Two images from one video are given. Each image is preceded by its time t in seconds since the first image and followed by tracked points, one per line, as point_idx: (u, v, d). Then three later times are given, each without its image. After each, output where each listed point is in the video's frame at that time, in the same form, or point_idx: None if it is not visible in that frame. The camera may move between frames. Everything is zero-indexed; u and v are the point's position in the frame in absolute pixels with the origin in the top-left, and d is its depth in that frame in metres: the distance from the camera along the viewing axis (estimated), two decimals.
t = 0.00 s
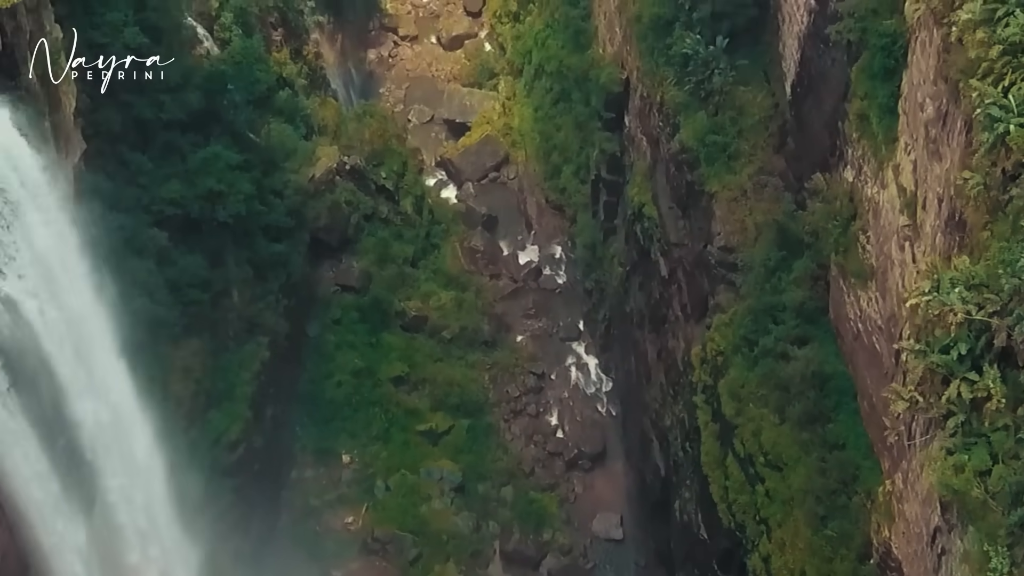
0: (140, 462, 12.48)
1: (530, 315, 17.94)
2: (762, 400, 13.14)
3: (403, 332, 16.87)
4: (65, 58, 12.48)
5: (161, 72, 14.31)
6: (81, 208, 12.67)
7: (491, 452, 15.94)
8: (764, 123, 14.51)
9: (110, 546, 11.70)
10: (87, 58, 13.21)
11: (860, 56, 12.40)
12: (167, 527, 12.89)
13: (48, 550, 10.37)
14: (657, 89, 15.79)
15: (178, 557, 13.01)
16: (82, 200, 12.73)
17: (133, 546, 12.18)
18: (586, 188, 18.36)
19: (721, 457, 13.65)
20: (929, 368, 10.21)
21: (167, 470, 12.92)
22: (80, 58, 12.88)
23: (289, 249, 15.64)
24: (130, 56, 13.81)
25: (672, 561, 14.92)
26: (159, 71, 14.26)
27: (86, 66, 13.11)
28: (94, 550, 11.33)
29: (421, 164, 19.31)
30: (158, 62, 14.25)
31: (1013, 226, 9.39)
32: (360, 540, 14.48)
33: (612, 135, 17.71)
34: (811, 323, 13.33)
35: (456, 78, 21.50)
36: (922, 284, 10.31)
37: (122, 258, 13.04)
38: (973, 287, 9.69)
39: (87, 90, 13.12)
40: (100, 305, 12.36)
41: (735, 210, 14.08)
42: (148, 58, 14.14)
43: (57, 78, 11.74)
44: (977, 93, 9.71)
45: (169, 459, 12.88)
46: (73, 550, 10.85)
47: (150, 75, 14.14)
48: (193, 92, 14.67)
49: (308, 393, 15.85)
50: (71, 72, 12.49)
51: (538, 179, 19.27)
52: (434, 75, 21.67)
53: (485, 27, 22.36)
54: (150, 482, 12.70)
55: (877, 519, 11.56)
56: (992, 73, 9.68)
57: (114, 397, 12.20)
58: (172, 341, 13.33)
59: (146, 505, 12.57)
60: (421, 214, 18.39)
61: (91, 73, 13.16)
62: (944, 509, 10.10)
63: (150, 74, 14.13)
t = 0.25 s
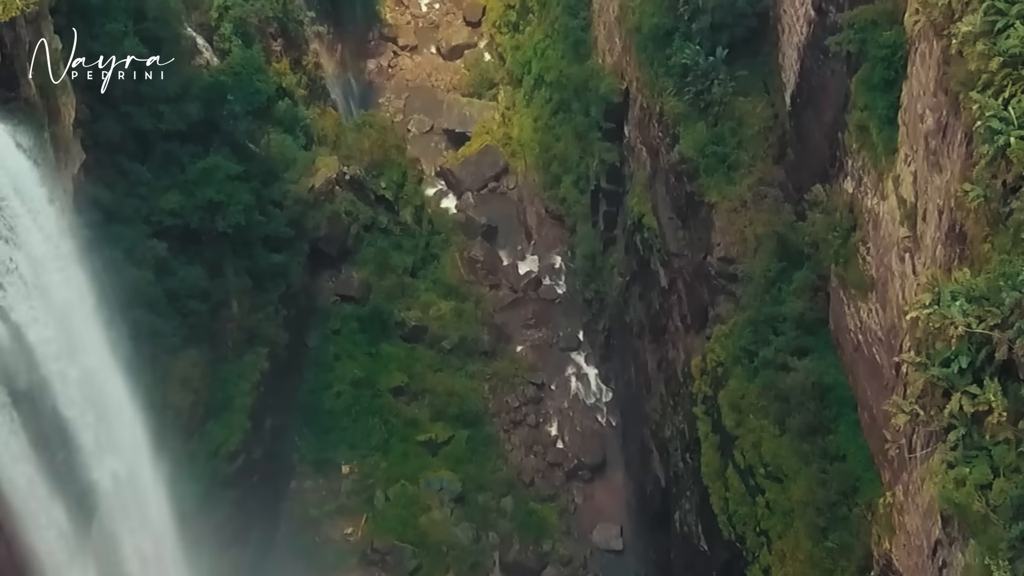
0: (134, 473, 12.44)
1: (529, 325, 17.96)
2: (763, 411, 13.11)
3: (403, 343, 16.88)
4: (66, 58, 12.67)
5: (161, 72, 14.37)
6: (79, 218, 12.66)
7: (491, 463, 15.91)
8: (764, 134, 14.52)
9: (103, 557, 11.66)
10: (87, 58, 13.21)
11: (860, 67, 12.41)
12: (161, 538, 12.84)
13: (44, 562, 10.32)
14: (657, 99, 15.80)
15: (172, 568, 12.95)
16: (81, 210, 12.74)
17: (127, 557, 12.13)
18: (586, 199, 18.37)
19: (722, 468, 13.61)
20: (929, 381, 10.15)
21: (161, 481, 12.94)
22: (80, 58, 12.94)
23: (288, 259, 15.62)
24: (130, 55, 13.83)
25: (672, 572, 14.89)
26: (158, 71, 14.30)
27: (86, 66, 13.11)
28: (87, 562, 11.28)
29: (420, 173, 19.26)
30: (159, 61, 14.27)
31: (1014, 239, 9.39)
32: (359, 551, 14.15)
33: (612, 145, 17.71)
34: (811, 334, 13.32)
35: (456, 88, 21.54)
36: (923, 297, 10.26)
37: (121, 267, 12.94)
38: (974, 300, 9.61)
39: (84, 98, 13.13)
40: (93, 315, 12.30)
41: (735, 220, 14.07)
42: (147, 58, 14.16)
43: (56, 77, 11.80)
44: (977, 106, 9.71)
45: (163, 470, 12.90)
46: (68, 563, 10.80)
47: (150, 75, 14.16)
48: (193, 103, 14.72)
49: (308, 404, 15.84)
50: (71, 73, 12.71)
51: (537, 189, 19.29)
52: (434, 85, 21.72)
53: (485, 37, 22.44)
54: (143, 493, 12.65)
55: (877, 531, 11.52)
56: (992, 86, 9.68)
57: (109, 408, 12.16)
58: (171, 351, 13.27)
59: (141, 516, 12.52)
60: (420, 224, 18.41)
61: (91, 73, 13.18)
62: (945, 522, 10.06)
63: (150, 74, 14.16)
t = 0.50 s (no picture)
0: (135, 485, 12.38)
1: (529, 335, 17.94)
2: (763, 422, 13.08)
3: (403, 353, 16.85)
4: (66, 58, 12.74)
5: (161, 72, 14.42)
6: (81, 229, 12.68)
7: (491, 474, 15.88)
8: (763, 144, 14.48)
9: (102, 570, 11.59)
10: (88, 58, 13.29)
11: (859, 78, 12.41)
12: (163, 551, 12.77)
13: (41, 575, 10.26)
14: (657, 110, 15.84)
15: None
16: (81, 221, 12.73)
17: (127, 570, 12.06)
18: (586, 209, 18.37)
19: (722, 479, 13.59)
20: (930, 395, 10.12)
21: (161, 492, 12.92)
22: (80, 58, 13.01)
23: (287, 269, 15.59)
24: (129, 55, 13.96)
25: None
26: (159, 71, 14.38)
27: (87, 66, 13.20)
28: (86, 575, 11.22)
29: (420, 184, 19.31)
30: (159, 61, 14.38)
31: (1014, 251, 9.35)
32: (358, 562, 14.15)
33: (612, 155, 17.71)
34: (811, 345, 13.30)
35: (455, 99, 21.55)
36: (923, 310, 10.24)
37: (122, 280, 13.01)
38: (974, 313, 9.60)
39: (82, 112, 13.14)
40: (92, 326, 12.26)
41: (734, 231, 14.07)
42: (147, 58, 14.30)
43: (56, 77, 11.89)
44: (977, 118, 9.70)
45: (162, 482, 12.87)
46: None
47: (150, 75, 14.25)
48: (192, 113, 14.70)
49: (307, 415, 15.79)
50: (71, 73, 12.79)
51: (537, 200, 19.28)
52: (434, 95, 21.72)
53: (484, 47, 22.47)
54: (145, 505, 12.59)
55: (878, 543, 11.47)
56: (992, 98, 9.66)
57: (109, 420, 12.11)
58: (171, 363, 13.29)
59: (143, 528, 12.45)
60: (420, 234, 18.39)
61: (91, 73, 13.25)
62: (947, 535, 10.01)
63: (150, 74, 14.24)
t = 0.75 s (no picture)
0: (130, 497, 12.33)
1: (528, 345, 17.94)
2: (763, 433, 13.09)
3: (403, 363, 16.83)
4: (65, 58, 12.80)
5: (161, 72, 14.44)
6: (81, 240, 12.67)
7: (490, 484, 15.86)
8: (763, 155, 14.46)
9: None
10: (88, 58, 13.33)
11: (859, 89, 12.42)
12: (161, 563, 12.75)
13: None
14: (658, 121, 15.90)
15: None
16: (82, 231, 12.73)
17: None
18: (585, 219, 18.37)
19: (722, 490, 13.58)
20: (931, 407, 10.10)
21: (159, 503, 12.91)
22: (80, 57, 13.07)
23: (287, 279, 15.56)
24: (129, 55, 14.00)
25: None
26: (159, 71, 14.41)
27: (87, 65, 13.22)
28: None
29: (419, 194, 19.29)
30: (159, 61, 14.40)
31: (1015, 264, 9.34)
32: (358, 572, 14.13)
33: (612, 165, 17.73)
34: (811, 356, 13.28)
35: (455, 108, 21.55)
36: (924, 323, 10.23)
37: (122, 290, 12.95)
38: (974, 326, 9.59)
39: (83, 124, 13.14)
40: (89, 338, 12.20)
41: (735, 242, 14.06)
42: (148, 58, 14.32)
43: (56, 77, 11.98)
44: (977, 131, 9.69)
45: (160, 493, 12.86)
46: None
47: (150, 75, 14.26)
48: (191, 124, 14.69)
49: (306, 425, 15.77)
50: (71, 73, 12.83)
51: (536, 210, 19.28)
52: (433, 104, 21.73)
53: (484, 57, 22.51)
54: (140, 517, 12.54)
55: (879, 556, 11.41)
56: (992, 110, 9.66)
57: (105, 433, 12.04)
58: (171, 373, 13.28)
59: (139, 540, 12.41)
60: (419, 244, 18.39)
61: (91, 73, 13.25)
62: (947, 548, 9.96)
63: (150, 74, 14.25)
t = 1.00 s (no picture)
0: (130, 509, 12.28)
1: (528, 355, 17.90)
2: (763, 444, 13.07)
3: (403, 374, 16.80)
4: (65, 59, 12.95)
5: (161, 71, 14.54)
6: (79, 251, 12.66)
7: (490, 495, 15.83)
8: (763, 165, 14.47)
9: None
10: (88, 58, 13.49)
11: (859, 100, 12.42)
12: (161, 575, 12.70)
13: None
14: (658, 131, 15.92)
15: None
16: (80, 243, 12.74)
17: None
18: (585, 229, 18.34)
19: (722, 501, 13.56)
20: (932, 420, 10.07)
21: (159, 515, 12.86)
22: (80, 57, 13.22)
23: (286, 290, 15.53)
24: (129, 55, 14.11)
25: None
26: (159, 70, 14.50)
27: (87, 66, 13.37)
28: None
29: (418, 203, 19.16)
30: (159, 61, 14.49)
31: (1016, 276, 9.31)
32: None
33: (611, 176, 17.74)
34: (811, 367, 13.26)
35: (454, 118, 21.54)
36: (925, 335, 10.21)
37: (120, 301, 12.90)
38: (975, 339, 9.56)
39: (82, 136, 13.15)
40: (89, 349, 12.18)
41: (734, 253, 14.10)
42: (148, 58, 14.40)
43: (55, 77, 12.12)
44: (977, 143, 9.68)
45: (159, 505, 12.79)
46: None
47: (150, 75, 14.36)
48: (190, 134, 14.65)
49: (306, 435, 15.74)
50: (71, 73, 12.98)
51: (536, 219, 19.25)
52: (433, 114, 21.70)
53: (484, 66, 22.52)
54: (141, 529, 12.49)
55: (879, 568, 11.36)
56: (992, 122, 9.63)
57: (105, 445, 12.01)
58: (169, 384, 13.24)
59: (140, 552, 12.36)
60: (419, 254, 18.36)
61: (91, 73, 13.40)
62: (949, 562, 9.92)
63: (150, 73, 14.35)
